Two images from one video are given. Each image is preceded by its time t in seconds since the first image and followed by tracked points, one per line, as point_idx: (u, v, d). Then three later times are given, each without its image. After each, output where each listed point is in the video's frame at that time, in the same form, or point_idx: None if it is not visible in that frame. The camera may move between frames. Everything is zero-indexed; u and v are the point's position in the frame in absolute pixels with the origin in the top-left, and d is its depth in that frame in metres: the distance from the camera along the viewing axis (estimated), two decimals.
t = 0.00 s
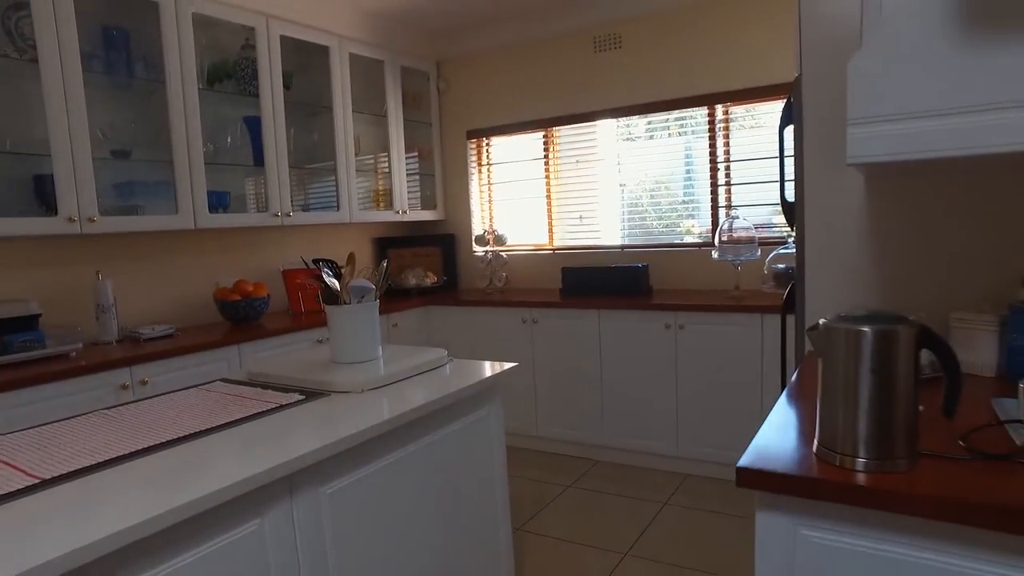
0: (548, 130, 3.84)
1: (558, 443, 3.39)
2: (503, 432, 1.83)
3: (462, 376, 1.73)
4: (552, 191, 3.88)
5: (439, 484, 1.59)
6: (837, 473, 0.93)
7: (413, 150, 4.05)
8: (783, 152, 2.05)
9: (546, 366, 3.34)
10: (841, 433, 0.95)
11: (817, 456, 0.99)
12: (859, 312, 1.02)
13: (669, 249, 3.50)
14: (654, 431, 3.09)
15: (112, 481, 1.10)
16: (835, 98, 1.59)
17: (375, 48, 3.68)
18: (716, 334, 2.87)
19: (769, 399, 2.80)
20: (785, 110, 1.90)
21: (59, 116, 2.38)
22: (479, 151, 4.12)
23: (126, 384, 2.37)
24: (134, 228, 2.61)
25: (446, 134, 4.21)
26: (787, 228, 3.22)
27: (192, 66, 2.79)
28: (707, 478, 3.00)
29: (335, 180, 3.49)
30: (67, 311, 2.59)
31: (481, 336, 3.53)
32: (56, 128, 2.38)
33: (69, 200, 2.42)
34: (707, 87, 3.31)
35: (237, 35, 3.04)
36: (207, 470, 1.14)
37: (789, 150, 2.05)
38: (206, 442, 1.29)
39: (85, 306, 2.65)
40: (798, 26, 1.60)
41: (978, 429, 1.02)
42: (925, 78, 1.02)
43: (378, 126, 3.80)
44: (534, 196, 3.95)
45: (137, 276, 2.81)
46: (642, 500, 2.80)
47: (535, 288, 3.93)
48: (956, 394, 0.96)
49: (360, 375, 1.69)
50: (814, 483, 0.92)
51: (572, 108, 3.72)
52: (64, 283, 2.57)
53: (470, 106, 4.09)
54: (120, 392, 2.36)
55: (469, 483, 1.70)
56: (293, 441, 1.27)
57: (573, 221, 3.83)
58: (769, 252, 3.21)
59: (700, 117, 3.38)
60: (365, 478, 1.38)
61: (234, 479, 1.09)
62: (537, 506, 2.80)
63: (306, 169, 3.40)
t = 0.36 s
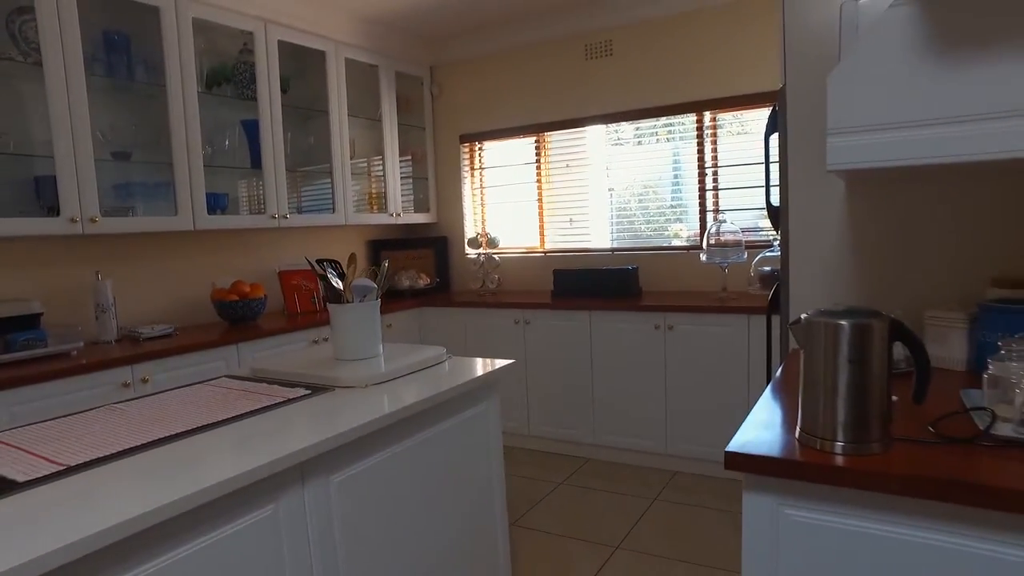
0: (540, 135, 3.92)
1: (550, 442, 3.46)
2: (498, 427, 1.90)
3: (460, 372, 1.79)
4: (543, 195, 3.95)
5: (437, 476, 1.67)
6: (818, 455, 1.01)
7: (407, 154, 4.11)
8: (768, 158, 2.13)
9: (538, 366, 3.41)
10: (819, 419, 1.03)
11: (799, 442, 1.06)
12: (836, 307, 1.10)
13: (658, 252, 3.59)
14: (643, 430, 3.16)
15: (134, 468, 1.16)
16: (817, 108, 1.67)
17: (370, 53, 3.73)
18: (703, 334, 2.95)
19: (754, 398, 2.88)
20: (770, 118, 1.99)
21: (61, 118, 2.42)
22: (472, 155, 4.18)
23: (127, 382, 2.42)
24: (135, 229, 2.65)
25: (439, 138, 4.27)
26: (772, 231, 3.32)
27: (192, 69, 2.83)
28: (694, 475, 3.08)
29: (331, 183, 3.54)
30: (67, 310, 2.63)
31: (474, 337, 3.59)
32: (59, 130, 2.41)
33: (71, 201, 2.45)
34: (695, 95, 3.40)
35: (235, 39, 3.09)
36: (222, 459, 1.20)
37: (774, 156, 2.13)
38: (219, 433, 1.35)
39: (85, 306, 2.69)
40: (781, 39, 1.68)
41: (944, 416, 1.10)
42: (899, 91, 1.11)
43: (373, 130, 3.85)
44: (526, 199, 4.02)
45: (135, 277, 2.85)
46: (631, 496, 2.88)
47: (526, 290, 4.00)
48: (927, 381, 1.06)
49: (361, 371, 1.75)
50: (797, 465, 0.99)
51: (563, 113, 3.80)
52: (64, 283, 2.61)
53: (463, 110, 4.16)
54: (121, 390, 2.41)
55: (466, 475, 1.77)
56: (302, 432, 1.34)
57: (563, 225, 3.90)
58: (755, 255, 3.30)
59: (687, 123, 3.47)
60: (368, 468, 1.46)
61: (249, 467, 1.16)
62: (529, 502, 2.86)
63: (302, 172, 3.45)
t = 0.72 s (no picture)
0: (532, 140, 4.00)
1: (542, 439, 3.54)
2: (497, 419, 1.98)
3: (461, 366, 1.87)
4: (535, 198, 4.03)
5: (438, 464, 1.74)
6: (800, 434, 1.11)
7: (401, 157, 4.17)
8: (754, 162, 2.23)
9: (531, 365, 3.49)
10: (801, 401, 1.14)
11: (782, 423, 1.17)
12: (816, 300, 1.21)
13: (647, 254, 3.68)
14: (633, 426, 3.25)
15: (161, 450, 1.24)
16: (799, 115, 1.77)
17: (366, 58, 3.81)
18: (691, 333, 3.05)
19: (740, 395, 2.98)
20: (755, 124, 2.09)
21: (67, 119, 2.46)
22: (465, 158, 4.26)
23: (132, 377, 2.47)
24: (138, 229, 2.70)
25: (433, 141, 4.35)
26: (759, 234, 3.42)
27: (193, 73, 2.89)
28: (683, 470, 3.18)
29: (328, 186, 3.60)
30: (70, 309, 2.68)
31: (468, 337, 3.67)
32: (65, 132, 2.47)
33: (76, 201, 2.50)
34: (682, 101, 3.51)
35: (234, 43, 3.15)
36: (244, 442, 1.28)
37: (760, 161, 2.23)
38: (238, 420, 1.43)
39: (88, 305, 2.74)
40: (766, 50, 1.78)
41: (914, 399, 1.21)
42: (872, 102, 1.21)
43: (368, 133, 3.92)
44: (517, 202, 4.10)
45: (136, 276, 2.91)
46: (621, 490, 2.96)
47: (519, 291, 4.08)
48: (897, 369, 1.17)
49: (366, 364, 1.82)
50: (781, 443, 1.09)
51: (555, 118, 3.89)
52: (68, 281, 2.67)
53: (457, 115, 4.24)
54: (126, 385, 2.46)
55: (466, 465, 1.84)
56: (317, 419, 1.42)
57: (554, 227, 3.98)
58: (742, 256, 3.40)
59: (675, 129, 3.57)
60: (374, 455, 1.53)
61: (269, 449, 1.24)
62: (523, 497, 2.94)
63: (300, 174, 3.51)
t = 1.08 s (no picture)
0: (522, 145, 4.08)
1: (532, 437, 3.62)
2: (490, 414, 2.05)
3: (457, 363, 1.95)
4: (525, 202, 4.11)
5: (435, 458, 1.81)
6: (778, 423, 1.20)
7: (394, 161, 4.24)
8: (737, 169, 2.33)
9: (521, 365, 3.57)
10: (779, 393, 1.23)
11: (761, 413, 1.26)
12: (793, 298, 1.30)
13: (635, 257, 3.78)
14: (620, 425, 3.34)
15: (176, 441, 1.30)
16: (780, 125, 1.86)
17: (359, 64, 3.87)
18: (677, 333, 3.14)
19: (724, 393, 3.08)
20: (738, 132, 2.18)
21: (69, 122, 2.51)
22: (456, 162, 4.34)
23: (132, 376, 2.51)
24: (137, 230, 2.75)
25: (425, 146, 4.42)
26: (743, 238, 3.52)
27: (192, 78, 2.94)
28: (669, 467, 3.27)
29: (322, 189, 3.66)
30: (69, 309, 2.72)
31: (460, 337, 3.74)
32: (67, 135, 2.51)
33: (77, 202, 2.55)
34: (669, 108, 3.61)
35: (231, 48, 3.21)
36: (254, 433, 1.35)
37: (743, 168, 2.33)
38: (246, 414, 1.50)
39: (87, 305, 2.78)
40: (748, 63, 1.87)
41: (885, 391, 1.32)
42: (841, 115, 1.30)
43: (362, 137, 3.98)
44: (507, 205, 4.18)
45: (134, 277, 2.95)
46: (610, 486, 3.04)
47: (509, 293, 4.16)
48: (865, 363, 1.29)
49: (365, 361, 1.90)
50: (760, 430, 1.18)
51: (544, 124, 3.98)
52: (68, 282, 2.71)
53: (448, 120, 4.32)
54: (126, 384, 2.50)
55: (461, 458, 1.92)
56: (321, 412, 1.49)
57: (544, 230, 4.06)
58: (726, 259, 3.50)
59: (661, 135, 3.67)
60: (375, 447, 1.60)
61: (278, 440, 1.31)
62: (514, 493, 3.01)
63: (294, 176, 3.56)
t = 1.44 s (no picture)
0: (513, 149, 4.14)
1: (522, 437, 3.68)
2: (482, 412, 2.11)
3: (450, 362, 2.00)
4: (516, 204, 4.16)
5: (429, 454, 1.86)
6: (757, 417, 1.27)
7: (386, 164, 4.28)
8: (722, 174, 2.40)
9: (512, 366, 3.63)
10: (758, 389, 1.29)
11: (742, 408, 1.32)
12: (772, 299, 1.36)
13: (624, 259, 3.84)
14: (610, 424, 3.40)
15: (180, 436, 1.35)
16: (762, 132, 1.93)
17: (352, 68, 3.92)
18: (665, 334, 3.21)
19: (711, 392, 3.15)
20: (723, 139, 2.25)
21: (66, 125, 2.55)
22: (448, 165, 4.39)
23: (128, 376, 2.54)
24: (133, 232, 2.78)
25: (417, 149, 4.47)
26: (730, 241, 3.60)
27: (188, 81, 2.98)
28: (657, 465, 3.33)
29: (315, 191, 3.71)
30: (65, 310, 2.75)
31: (452, 338, 3.79)
32: (65, 138, 2.55)
33: (75, 204, 2.58)
34: (657, 114, 3.68)
35: (226, 53, 3.25)
36: (255, 429, 1.39)
37: (728, 173, 2.40)
38: (246, 411, 1.54)
39: (84, 306, 2.82)
40: (732, 72, 1.94)
41: (860, 386, 1.40)
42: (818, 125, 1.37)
43: (355, 140, 4.03)
44: (499, 208, 4.23)
45: (129, 278, 2.99)
46: (599, 484, 3.10)
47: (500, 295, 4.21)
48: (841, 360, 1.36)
49: (361, 360, 1.95)
50: (741, 424, 1.25)
51: (535, 128, 4.04)
52: (64, 283, 2.75)
53: (440, 123, 4.37)
54: (123, 383, 2.53)
55: (454, 454, 1.97)
56: (319, 409, 1.54)
57: (535, 233, 4.12)
58: (713, 262, 3.58)
59: (650, 140, 3.74)
60: (372, 443, 1.65)
61: (279, 435, 1.36)
62: (505, 491, 3.07)
63: (288, 179, 3.60)
